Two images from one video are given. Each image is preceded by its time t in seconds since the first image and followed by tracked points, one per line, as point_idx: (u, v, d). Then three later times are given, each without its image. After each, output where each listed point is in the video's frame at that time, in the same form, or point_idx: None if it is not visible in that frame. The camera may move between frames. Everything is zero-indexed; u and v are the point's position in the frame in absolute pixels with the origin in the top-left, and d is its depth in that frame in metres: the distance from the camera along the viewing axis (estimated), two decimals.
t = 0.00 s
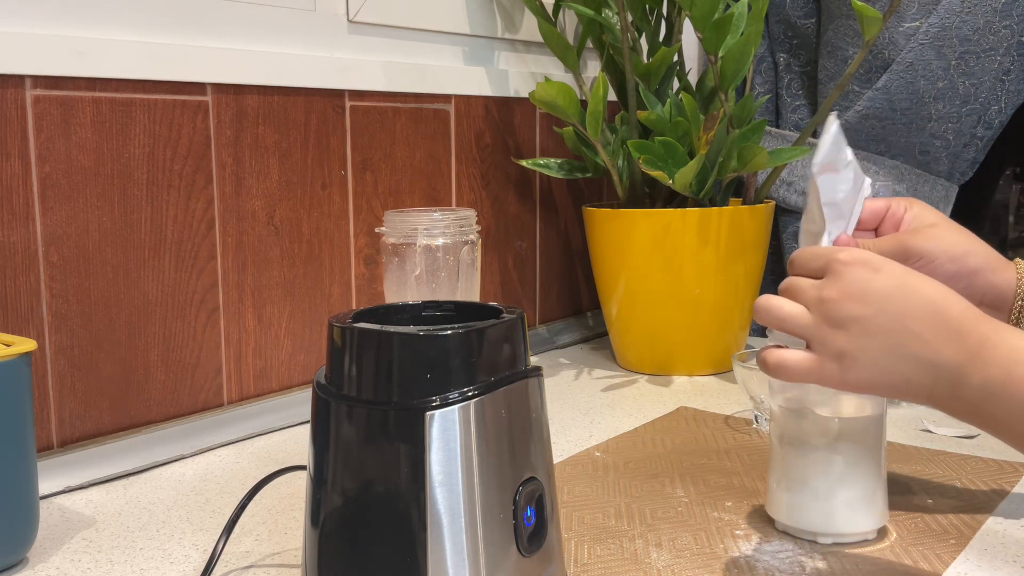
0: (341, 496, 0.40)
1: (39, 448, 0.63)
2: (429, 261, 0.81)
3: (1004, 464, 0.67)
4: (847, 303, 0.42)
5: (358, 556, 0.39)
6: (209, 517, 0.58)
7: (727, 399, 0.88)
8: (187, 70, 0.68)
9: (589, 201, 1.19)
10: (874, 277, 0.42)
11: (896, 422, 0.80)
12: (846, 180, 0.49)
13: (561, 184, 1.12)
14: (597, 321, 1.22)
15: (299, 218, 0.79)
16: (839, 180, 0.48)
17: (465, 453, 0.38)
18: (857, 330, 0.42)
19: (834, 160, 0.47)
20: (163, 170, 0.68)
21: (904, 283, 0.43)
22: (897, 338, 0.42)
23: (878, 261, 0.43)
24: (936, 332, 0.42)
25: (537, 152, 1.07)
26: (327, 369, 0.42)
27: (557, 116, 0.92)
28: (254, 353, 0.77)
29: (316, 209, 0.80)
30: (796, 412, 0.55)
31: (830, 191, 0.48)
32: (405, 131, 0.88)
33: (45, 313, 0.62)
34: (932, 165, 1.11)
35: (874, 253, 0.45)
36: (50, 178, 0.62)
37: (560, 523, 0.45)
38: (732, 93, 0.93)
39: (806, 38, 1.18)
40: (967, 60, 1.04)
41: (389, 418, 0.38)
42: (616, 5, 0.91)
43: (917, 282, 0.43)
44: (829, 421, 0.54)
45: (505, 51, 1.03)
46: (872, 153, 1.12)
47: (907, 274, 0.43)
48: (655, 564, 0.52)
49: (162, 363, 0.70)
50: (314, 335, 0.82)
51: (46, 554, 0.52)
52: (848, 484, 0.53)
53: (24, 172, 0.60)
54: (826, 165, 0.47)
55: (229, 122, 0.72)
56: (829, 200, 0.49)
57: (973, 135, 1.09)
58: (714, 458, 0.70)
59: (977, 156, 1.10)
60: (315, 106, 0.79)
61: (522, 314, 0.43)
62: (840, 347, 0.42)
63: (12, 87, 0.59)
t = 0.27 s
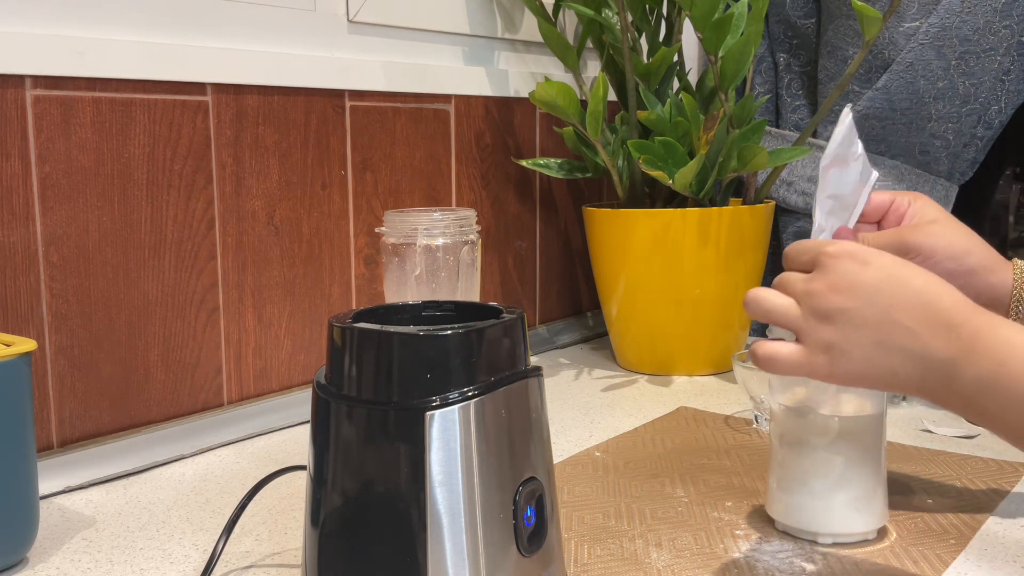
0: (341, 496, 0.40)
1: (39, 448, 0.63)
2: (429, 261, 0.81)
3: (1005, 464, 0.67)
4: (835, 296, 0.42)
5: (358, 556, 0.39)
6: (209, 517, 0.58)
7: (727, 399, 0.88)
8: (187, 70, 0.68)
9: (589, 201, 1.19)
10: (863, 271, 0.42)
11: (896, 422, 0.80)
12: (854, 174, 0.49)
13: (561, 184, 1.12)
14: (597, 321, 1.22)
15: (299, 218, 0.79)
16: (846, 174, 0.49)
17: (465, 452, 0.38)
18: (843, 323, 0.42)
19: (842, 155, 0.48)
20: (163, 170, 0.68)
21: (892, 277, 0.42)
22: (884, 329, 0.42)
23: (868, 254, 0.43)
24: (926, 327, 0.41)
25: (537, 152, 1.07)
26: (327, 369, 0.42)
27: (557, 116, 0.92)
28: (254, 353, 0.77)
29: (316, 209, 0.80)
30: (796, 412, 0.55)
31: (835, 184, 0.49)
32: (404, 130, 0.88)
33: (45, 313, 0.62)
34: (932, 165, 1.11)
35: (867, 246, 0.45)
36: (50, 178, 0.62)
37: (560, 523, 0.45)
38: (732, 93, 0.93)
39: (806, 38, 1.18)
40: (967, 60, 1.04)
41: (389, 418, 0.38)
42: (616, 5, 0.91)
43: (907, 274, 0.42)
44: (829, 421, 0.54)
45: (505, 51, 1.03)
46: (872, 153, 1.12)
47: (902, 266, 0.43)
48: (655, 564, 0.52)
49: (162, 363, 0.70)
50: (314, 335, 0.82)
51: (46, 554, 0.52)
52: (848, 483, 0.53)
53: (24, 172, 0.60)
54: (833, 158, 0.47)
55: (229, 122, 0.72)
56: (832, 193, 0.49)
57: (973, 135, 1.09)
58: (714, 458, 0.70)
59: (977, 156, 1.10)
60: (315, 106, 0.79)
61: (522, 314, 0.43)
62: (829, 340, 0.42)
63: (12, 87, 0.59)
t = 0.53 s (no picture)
0: (341, 496, 0.40)
1: (39, 448, 0.63)
2: (429, 261, 0.81)
3: (1005, 464, 0.67)
4: (812, 292, 0.44)
5: (358, 556, 0.39)
6: (209, 517, 0.58)
7: (727, 399, 0.88)
8: (187, 70, 0.68)
9: (589, 201, 1.19)
10: (839, 266, 0.44)
11: (896, 421, 0.80)
12: (830, 181, 0.50)
13: (561, 184, 1.12)
14: (597, 321, 1.22)
15: (299, 218, 0.79)
16: (823, 182, 0.50)
17: (465, 453, 0.38)
18: (821, 316, 0.44)
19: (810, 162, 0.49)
20: (163, 170, 0.68)
21: (870, 272, 0.44)
22: (864, 321, 0.43)
23: (846, 252, 0.45)
24: (906, 317, 0.43)
25: (537, 152, 1.07)
26: (327, 369, 0.42)
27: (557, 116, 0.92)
28: (254, 353, 0.77)
29: (316, 209, 0.80)
30: (795, 412, 0.55)
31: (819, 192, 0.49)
32: (405, 130, 0.88)
33: (45, 313, 0.62)
34: (932, 165, 1.11)
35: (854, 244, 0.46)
36: (51, 178, 0.62)
37: (560, 523, 0.45)
38: (732, 93, 0.93)
39: (806, 38, 1.18)
40: (967, 60, 1.04)
41: (389, 418, 0.38)
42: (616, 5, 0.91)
43: (886, 269, 0.44)
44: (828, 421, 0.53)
45: (505, 51, 1.03)
46: (872, 153, 1.13)
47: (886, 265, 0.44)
48: (655, 564, 0.52)
49: (162, 363, 0.70)
50: (314, 335, 0.82)
51: (46, 554, 0.52)
52: (848, 484, 0.53)
53: (24, 172, 0.60)
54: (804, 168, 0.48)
55: (229, 122, 0.72)
56: (818, 201, 0.49)
57: (973, 135, 1.09)
58: (714, 458, 0.70)
59: (977, 156, 1.10)
60: (315, 106, 0.79)
61: (522, 314, 0.43)
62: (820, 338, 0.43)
63: (11, 87, 0.59)
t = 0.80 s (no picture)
0: (341, 496, 0.40)
1: (39, 448, 0.63)
2: (429, 261, 0.81)
3: (1005, 464, 0.67)
4: (819, 265, 0.44)
5: (358, 556, 0.39)
6: (209, 517, 0.58)
7: (727, 399, 0.88)
8: (187, 70, 0.68)
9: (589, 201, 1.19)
10: (853, 242, 0.43)
11: (896, 421, 0.80)
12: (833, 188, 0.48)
13: (561, 184, 1.12)
14: (597, 320, 1.22)
15: (299, 218, 0.79)
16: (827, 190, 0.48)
17: (465, 452, 0.38)
18: (824, 290, 0.43)
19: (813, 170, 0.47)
20: (163, 170, 0.68)
21: (880, 250, 0.43)
22: (866, 299, 0.43)
23: (859, 227, 0.44)
24: (909, 301, 0.43)
25: (537, 152, 1.07)
26: (327, 369, 0.42)
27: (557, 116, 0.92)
28: (254, 353, 0.77)
29: (316, 209, 0.80)
30: (795, 412, 0.55)
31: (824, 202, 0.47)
32: (405, 130, 0.88)
33: (45, 313, 0.62)
34: (932, 165, 1.11)
35: (868, 223, 0.45)
36: (51, 178, 0.62)
37: (560, 523, 0.45)
38: (732, 93, 0.93)
39: (806, 38, 1.18)
40: (967, 60, 1.05)
41: (389, 418, 0.38)
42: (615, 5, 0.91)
43: (895, 248, 0.44)
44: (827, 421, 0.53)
45: (505, 51, 1.03)
46: (872, 152, 1.13)
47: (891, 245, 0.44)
48: (655, 564, 0.52)
49: (162, 363, 0.70)
50: (314, 335, 0.82)
51: (46, 553, 0.52)
52: (848, 484, 0.53)
53: (24, 172, 0.60)
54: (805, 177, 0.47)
55: (229, 122, 0.72)
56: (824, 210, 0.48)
57: (973, 134, 1.08)
58: (715, 458, 0.70)
59: (977, 156, 1.10)
60: (315, 106, 0.79)
61: (522, 314, 0.43)
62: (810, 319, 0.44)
63: (12, 87, 0.59)
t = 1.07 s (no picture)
0: (341, 496, 0.40)
1: (39, 448, 0.63)
2: (429, 261, 0.81)
3: (1005, 464, 0.67)
4: (786, 273, 0.46)
5: (358, 555, 0.39)
6: (209, 517, 0.58)
7: (727, 399, 0.88)
8: (186, 69, 0.68)
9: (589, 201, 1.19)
10: (816, 249, 0.44)
11: (896, 421, 0.80)
12: (823, 189, 0.50)
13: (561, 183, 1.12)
14: (597, 320, 1.22)
15: (299, 218, 0.79)
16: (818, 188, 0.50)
17: (465, 453, 0.38)
18: (790, 298, 0.46)
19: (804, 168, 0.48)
20: (163, 170, 0.68)
21: (848, 254, 0.44)
22: (831, 305, 0.45)
23: (827, 231, 0.44)
24: (876, 307, 0.44)
25: (537, 152, 1.07)
26: (327, 369, 0.42)
27: (557, 116, 0.92)
28: (254, 353, 0.77)
29: (316, 209, 0.80)
30: (794, 412, 0.55)
31: (813, 197, 0.49)
32: (404, 130, 0.88)
33: (45, 313, 0.62)
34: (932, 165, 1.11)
35: (858, 224, 0.45)
36: (51, 178, 0.62)
37: (560, 523, 0.45)
38: (732, 93, 0.93)
39: (806, 38, 1.18)
40: (967, 60, 1.04)
41: (389, 418, 0.38)
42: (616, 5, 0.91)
43: (866, 249, 0.44)
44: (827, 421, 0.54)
45: (505, 51, 1.03)
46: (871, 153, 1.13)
47: (877, 245, 0.44)
48: (655, 564, 0.52)
49: (162, 363, 0.70)
50: (314, 335, 0.82)
51: (46, 553, 0.52)
52: (848, 484, 0.53)
53: (24, 172, 0.60)
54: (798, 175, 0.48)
55: (229, 122, 0.72)
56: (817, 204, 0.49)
57: (973, 135, 1.08)
58: (715, 458, 0.70)
59: (977, 156, 1.10)
60: (315, 106, 0.79)
61: (522, 314, 0.43)
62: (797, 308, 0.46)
63: (12, 87, 0.59)
